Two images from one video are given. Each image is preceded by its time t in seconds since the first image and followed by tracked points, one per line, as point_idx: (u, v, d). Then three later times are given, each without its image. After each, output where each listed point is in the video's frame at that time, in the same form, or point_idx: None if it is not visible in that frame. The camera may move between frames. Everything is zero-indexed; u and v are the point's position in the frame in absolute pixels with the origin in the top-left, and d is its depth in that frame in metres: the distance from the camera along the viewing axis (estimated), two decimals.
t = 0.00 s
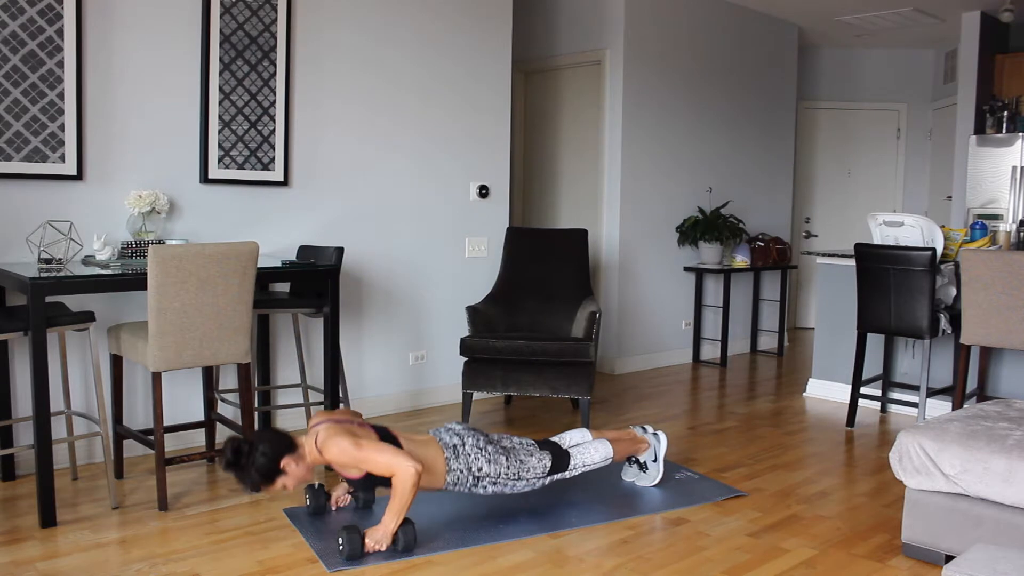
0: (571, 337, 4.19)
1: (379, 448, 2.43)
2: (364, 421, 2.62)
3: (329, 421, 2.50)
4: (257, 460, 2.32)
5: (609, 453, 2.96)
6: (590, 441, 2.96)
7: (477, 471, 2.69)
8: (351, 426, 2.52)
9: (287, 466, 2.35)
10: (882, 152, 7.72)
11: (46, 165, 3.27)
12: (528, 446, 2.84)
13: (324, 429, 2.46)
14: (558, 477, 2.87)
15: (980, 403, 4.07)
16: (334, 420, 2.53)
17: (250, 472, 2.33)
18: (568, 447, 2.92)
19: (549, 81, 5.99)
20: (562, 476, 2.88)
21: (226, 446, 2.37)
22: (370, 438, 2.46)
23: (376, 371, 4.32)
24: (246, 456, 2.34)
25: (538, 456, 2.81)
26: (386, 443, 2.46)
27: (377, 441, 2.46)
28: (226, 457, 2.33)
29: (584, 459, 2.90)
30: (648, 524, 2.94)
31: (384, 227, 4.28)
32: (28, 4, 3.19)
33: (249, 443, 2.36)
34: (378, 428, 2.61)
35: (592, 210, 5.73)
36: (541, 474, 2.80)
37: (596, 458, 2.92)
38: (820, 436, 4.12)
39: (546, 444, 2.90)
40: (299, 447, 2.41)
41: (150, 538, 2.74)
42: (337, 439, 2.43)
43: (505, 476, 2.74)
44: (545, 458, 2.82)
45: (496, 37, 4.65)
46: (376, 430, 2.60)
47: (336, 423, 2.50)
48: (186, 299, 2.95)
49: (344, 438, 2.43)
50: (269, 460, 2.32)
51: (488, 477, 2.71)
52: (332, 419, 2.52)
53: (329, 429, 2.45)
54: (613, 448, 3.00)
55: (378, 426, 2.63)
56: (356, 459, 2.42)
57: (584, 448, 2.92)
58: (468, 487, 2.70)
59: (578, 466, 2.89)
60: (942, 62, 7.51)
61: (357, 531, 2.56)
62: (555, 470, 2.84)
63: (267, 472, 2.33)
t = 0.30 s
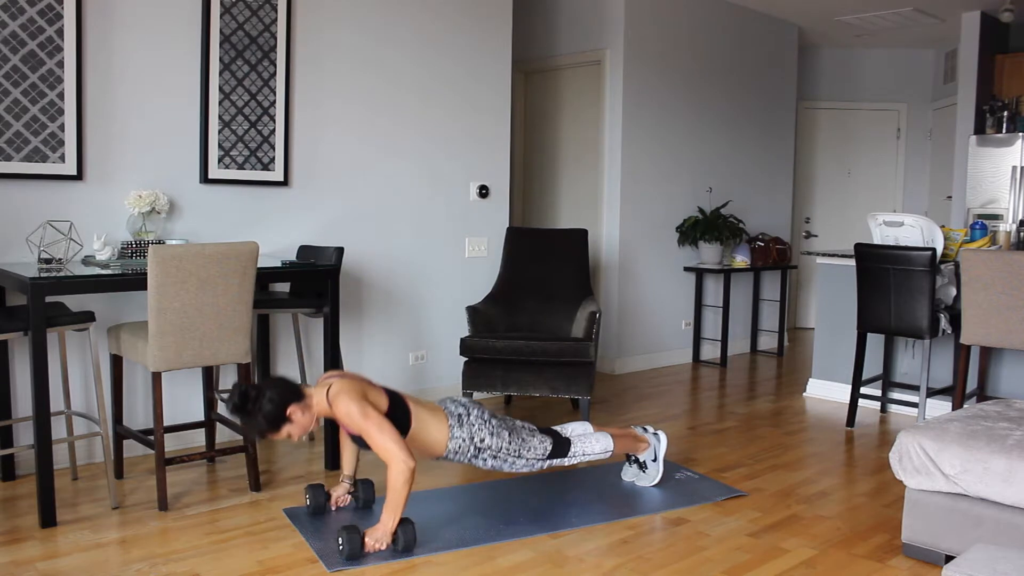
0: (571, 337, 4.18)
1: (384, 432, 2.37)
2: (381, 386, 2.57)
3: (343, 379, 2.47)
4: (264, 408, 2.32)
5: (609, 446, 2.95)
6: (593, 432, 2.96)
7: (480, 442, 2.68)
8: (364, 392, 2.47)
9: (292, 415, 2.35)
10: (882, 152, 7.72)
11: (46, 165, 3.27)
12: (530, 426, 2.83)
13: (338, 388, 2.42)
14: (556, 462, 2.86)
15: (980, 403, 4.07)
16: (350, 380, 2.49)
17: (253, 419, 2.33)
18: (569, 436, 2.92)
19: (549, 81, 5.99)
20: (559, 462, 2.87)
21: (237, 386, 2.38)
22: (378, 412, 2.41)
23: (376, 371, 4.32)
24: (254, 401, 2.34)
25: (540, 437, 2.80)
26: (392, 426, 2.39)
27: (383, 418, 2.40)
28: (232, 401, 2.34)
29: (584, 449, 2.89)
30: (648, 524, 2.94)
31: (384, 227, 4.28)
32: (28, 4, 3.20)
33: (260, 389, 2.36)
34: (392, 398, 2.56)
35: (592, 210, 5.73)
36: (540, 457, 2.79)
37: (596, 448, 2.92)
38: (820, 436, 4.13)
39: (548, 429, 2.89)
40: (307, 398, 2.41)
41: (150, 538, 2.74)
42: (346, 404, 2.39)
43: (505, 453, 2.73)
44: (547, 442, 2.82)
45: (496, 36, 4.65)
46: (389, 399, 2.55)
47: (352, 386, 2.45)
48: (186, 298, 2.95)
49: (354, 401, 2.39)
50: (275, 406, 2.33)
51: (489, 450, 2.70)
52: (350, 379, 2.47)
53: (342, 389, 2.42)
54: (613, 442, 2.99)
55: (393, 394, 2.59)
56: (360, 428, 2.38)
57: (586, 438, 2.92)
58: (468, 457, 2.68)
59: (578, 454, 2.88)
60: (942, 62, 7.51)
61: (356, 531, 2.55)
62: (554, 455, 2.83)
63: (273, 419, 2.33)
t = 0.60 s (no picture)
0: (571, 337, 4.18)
1: (385, 413, 2.37)
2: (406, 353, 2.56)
3: (369, 337, 2.47)
4: (282, 349, 2.34)
5: (611, 438, 2.95)
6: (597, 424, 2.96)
7: (492, 410, 2.68)
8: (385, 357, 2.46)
9: (309, 361, 2.37)
10: (882, 152, 7.72)
11: (46, 165, 3.27)
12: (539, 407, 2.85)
13: (361, 347, 2.42)
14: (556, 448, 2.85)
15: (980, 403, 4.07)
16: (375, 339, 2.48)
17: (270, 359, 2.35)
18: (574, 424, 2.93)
19: (549, 81, 5.99)
20: (562, 448, 2.86)
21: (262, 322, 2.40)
22: (389, 386, 2.41)
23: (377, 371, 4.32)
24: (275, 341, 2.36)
25: (547, 418, 2.81)
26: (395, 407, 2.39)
27: (391, 396, 2.39)
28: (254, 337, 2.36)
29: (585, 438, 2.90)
30: (648, 524, 2.94)
31: (384, 227, 4.28)
32: (28, 4, 3.19)
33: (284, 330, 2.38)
34: (412, 367, 2.56)
35: (592, 210, 5.73)
36: (543, 438, 2.80)
37: (598, 438, 2.92)
38: (820, 436, 4.13)
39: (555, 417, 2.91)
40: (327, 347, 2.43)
41: (149, 538, 2.74)
42: (364, 366, 2.40)
43: (512, 424, 2.73)
44: (551, 425, 2.83)
45: (496, 36, 4.65)
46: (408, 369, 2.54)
47: (374, 347, 2.44)
48: (187, 297, 2.95)
49: (371, 364, 2.40)
50: (294, 350, 2.34)
51: (498, 419, 2.70)
52: (374, 339, 2.47)
53: (363, 349, 2.42)
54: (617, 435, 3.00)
55: (415, 362, 2.58)
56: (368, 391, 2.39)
57: (589, 428, 2.92)
58: (478, 423, 2.68)
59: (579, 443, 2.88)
60: (942, 62, 7.51)
61: (356, 531, 2.55)
62: (558, 439, 2.83)
63: (289, 362, 2.35)
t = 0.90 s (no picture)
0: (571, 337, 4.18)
1: (392, 415, 2.37)
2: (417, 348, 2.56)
3: (379, 336, 2.47)
4: (296, 354, 2.32)
5: (604, 452, 2.92)
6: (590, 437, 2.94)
7: (504, 397, 2.70)
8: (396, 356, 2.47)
9: (321, 363, 2.36)
10: (881, 152, 7.72)
11: (46, 165, 3.27)
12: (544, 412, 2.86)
13: (372, 347, 2.43)
14: (551, 463, 2.82)
15: (980, 403, 4.07)
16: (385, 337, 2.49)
17: (283, 364, 2.34)
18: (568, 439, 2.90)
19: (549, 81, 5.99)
20: (555, 462, 2.82)
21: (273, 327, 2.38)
22: (399, 386, 2.42)
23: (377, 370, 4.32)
24: (287, 344, 2.35)
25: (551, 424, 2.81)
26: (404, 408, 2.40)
27: (401, 397, 2.40)
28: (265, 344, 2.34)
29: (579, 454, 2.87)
30: (648, 524, 2.94)
31: (384, 227, 4.28)
32: (28, 4, 3.20)
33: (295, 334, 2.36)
34: (423, 362, 2.56)
35: (592, 210, 5.73)
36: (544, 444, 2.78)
37: (595, 453, 2.89)
38: (820, 436, 4.13)
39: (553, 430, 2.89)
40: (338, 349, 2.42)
41: (149, 538, 2.74)
42: (375, 366, 2.41)
43: (522, 415, 2.72)
44: (551, 433, 2.82)
45: (496, 36, 4.65)
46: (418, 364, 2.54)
47: (384, 347, 2.45)
48: (188, 298, 2.95)
49: (382, 364, 2.41)
50: (306, 354, 2.33)
51: (509, 406, 2.70)
52: (385, 338, 2.47)
53: (375, 349, 2.43)
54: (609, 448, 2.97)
55: (427, 355, 2.58)
56: (378, 392, 2.40)
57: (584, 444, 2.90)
58: (488, 407, 2.68)
59: (575, 460, 2.85)
60: (942, 63, 7.51)
61: (356, 530, 2.55)
62: (554, 450, 2.81)
63: (302, 366, 2.34)
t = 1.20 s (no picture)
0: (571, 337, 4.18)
1: (379, 411, 2.33)
2: (391, 323, 2.49)
3: (358, 332, 2.43)
4: (293, 358, 2.33)
5: (481, 427, 2.90)
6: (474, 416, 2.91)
7: (483, 311, 2.68)
8: (379, 348, 2.43)
9: (321, 365, 2.38)
10: (881, 152, 7.72)
11: (46, 165, 3.27)
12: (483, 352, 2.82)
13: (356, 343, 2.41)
14: (436, 390, 2.81)
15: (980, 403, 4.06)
16: (365, 325, 2.45)
17: (282, 369, 2.35)
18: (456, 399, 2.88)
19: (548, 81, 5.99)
20: (435, 400, 2.82)
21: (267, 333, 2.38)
22: (387, 381, 2.38)
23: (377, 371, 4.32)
24: (284, 350, 2.35)
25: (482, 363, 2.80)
26: (390, 403, 2.36)
27: (388, 392, 2.36)
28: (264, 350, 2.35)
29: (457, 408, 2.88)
30: (648, 524, 2.94)
31: (384, 227, 4.28)
32: (28, 4, 3.20)
33: (292, 338, 2.37)
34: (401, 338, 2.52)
35: (592, 210, 5.73)
36: (453, 373, 2.78)
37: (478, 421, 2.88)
38: (821, 436, 4.13)
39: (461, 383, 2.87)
40: (331, 349, 2.42)
41: (150, 538, 2.74)
42: (364, 365, 2.39)
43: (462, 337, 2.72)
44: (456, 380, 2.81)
45: (496, 36, 4.65)
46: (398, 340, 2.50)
47: (368, 341, 2.42)
48: (188, 299, 2.95)
49: (369, 360, 2.39)
50: (303, 357, 2.34)
51: (480, 315, 2.68)
52: (365, 331, 2.43)
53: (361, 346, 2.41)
54: (486, 423, 2.93)
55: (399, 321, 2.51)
56: (364, 390, 2.36)
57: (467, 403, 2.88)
58: (464, 307, 2.67)
59: (452, 413, 2.84)
60: (942, 63, 7.51)
61: (356, 531, 2.55)
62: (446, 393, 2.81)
63: (301, 370, 2.35)
